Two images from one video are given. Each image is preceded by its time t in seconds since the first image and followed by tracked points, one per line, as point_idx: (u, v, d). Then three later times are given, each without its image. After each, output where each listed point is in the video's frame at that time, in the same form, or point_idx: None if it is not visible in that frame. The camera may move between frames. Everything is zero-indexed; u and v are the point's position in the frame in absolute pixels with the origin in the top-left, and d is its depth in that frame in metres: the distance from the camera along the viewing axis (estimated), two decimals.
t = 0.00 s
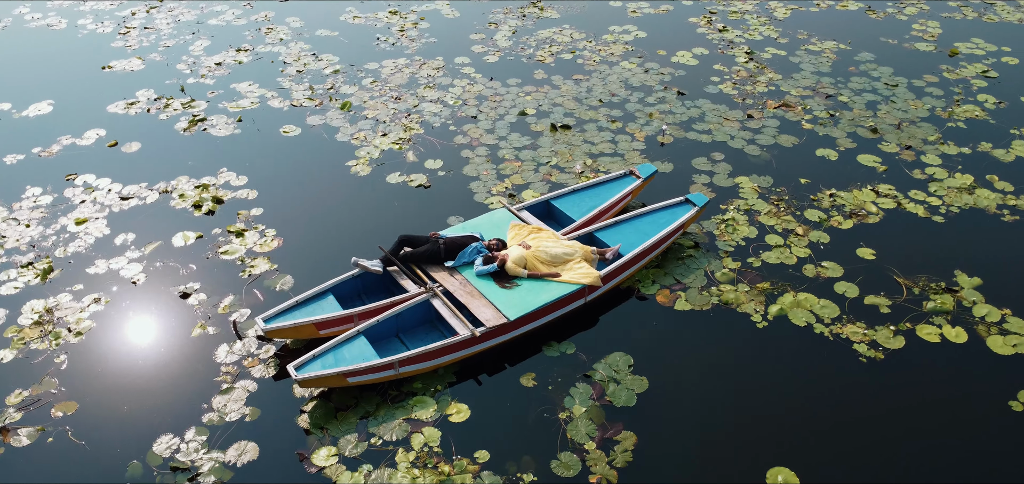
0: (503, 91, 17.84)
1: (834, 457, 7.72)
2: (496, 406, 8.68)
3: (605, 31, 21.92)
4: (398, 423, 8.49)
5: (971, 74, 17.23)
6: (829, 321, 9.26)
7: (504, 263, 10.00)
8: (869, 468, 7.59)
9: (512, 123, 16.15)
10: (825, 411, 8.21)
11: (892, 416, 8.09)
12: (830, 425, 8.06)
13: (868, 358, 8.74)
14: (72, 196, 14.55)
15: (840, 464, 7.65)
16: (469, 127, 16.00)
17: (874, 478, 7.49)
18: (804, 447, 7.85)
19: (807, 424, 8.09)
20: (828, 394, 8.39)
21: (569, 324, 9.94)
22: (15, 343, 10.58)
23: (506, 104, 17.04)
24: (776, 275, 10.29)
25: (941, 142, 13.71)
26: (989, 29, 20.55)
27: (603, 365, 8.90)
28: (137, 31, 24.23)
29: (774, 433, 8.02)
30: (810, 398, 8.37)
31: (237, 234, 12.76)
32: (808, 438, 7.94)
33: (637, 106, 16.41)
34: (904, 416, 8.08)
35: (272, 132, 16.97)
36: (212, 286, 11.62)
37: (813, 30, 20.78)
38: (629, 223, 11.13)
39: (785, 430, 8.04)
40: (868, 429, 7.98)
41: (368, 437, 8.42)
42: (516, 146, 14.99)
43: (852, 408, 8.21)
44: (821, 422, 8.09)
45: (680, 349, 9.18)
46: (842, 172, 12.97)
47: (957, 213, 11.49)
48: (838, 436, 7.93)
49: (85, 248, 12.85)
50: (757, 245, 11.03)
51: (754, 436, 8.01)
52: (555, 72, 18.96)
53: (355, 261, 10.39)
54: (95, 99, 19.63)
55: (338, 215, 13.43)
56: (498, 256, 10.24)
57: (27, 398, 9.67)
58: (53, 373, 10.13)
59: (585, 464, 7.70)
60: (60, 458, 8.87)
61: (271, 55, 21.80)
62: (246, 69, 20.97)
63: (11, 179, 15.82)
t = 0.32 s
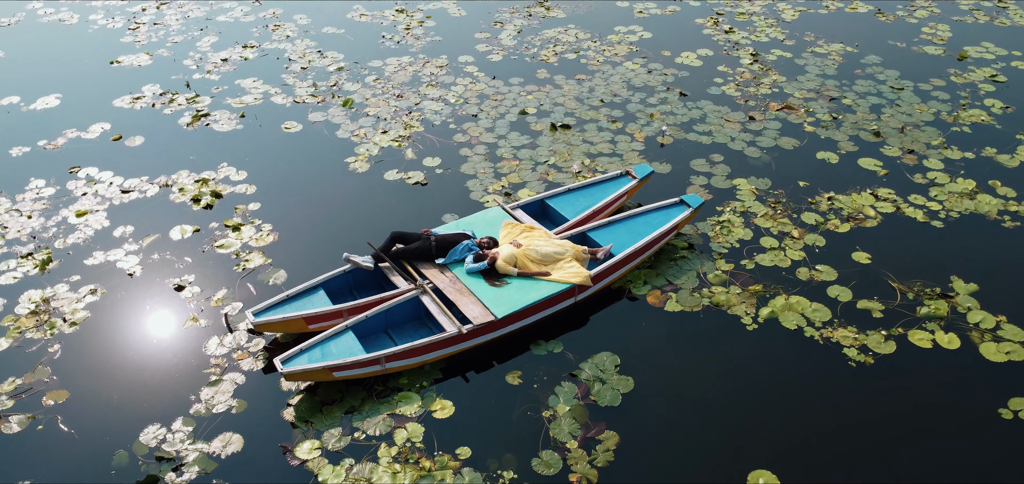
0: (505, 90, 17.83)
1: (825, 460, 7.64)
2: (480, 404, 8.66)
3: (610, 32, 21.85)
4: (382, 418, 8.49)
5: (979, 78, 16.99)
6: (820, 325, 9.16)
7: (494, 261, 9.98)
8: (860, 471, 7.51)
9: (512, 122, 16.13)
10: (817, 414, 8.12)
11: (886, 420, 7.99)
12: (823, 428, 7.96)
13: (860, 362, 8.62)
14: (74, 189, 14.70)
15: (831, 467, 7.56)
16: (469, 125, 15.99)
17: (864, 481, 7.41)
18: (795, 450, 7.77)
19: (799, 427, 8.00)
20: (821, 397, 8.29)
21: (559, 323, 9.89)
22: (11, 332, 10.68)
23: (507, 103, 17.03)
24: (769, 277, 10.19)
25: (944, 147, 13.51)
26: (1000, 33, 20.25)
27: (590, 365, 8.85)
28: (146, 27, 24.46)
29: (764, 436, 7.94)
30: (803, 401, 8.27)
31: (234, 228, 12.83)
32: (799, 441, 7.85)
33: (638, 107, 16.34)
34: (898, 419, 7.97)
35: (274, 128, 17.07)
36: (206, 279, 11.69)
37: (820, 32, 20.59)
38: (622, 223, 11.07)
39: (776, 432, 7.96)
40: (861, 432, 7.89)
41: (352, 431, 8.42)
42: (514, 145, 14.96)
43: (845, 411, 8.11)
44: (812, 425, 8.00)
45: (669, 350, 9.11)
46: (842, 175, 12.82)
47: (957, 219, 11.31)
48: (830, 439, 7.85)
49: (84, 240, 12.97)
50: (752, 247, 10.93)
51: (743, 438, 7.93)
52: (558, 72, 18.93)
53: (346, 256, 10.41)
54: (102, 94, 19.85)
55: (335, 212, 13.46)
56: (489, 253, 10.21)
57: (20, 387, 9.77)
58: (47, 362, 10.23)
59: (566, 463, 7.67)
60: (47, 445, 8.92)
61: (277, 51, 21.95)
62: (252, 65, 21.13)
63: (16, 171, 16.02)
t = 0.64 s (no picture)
0: (504, 88, 17.84)
1: (801, 463, 7.55)
2: (462, 400, 8.64)
3: (614, 32, 21.79)
4: (364, 411, 8.49)
5: (985, 82, 16.73)
6: (808, 327, 9.06)
7: (481, 258, 9.96)
8: (841, 474, 7.43)
9: (511, 121, 16.12)
10: (802, 418, 8.02)
11: (870, 424, 7.89)
12: (806, 432, 7.86)
13: (847, 366, 8.52)
14: (75, 181, 14.84)
15: (811, 470, 7.48)
16: (467, 123, 15.99)
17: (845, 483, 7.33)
18: (777, 453, 7.68)
19: (782, 430, 7.91)
20: (806, 401, 8.20)
21: (545, 321, 9.85)
22: (4, 320, 10.75)
23: (507, 102, 17.04)
24: (758, 279, 10.09)
25: (944, 151, 13.28)
26: (1009, 37, 19.95)
27: (573, 363, 8.82)
28: (154, 22, 24.66)
29: (746, 438, 7.86)
30: (787, 404, 8.19)
31: (228, 222, 12.88)
32: (782, 444, 7.77)
33: (638, 107, 16.27)
34: (883, 424, 7.87)
35: (274, 123, 17.16)
36: (198, 272, 11.73)
37: (825, 34, 20.39)
38: (613, 223, 11.01)
39: (758, 435, 7.88)
40: (845, 436, 7.79)
41: (333, 424, 8.43)
42: (511, 143, 14.92)
43: (829, 415, 8.02)
44: (795, 428, 7.91)
45: (654, 350, 9.05)
46: (839, 178, 12.66)
47: (954, 223, 11.12)
48: (812, 442, 7.76)
49: (81, 231, 13.06)
50: (743, 249, 10.84)
51: (724, 439, 7.87)
52: (559, 71, 18.89)
53: (336, 251, 10.43)
54: (107, 88, 20.05)
55: (329, 207, 13.49)
56: (477, 250, 10.18)
57: (11, 374, 9.82)
58: (38, 350, 10.26)
59: (543, 460, 7.64)
60: (32, 432, 8.91)
61: (282, 48, 22.08)
62: (256, 61, 21.28)
63: (19, 162, 16.21)
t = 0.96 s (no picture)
0: (505, 87, 17.87)
1: (782, 465, 7.49)
2: (446, 396, 8.62)
3: (618, 32, 21.74)
4: (347, 405, 8.48)
5: (991, 86, 16.48)
6: (796, 330, 8.97)
7: (470, 256, 9.96)
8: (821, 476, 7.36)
9: (509, 119, 16.14)
10: (787, 422, 7.93)
11: (854, 427, 7.80)
12: (790, 435, 7.78)
13: (834, 369, 8.42)
14: (76, 174, 14.95)
15: (791, 472, 7.42)
16: (465, 122, 16.05)
17: None
18: (759, 455, 7.62)
19: (765, 433, 7.84)
20: (793, 405, 8.10)
21: (533, 320, 9.83)
22: None
23: (506, 101, 17.08)
24: (749, 281, 10.01)
25: (945, 155, 13.06)
26: (1019, 41, 19.64)
27: (557, 362, 8.79)
28: (162, 18, 24.86)
29: (729, 440, 7.79)
30: (772, 407, 8.12)
31: (224, 216, 12.94)
32: (766, 447, 7.69)
33: (637, 107, 16.21)
34: (868, 428, 7.78)
35: (274, 119, 17.26)
36: (192, 265, 11.77)
37: (830, 36, 20.19)
38: (605, 222, 10.96)
39: (741, 437, 7.81)
40: (829, 441, 7.69)
41: (316, 417, 8.42)
42: (508, 142, 14.92)
43: (814, 419, 7.93)
44: (777, 429, 7.85)
45: (641, 351, 8.99)
46: (836, 181, 12.52)
47: (951, 228, 10.93)
48: (795, 445, 7.68)
49: (80, 223, 13.13)
50: (736, 250, 10.76)
51: (706, 439, 7.83)
52: (560, 71, 18.88)
53: (326, 247, 10.45)
54: (113, 83, 20.24)
55: (325, 203, 13.53)
56: (466, 248, 10.18)
57: (3, 361, 9.78)
58: (31, 338, 10.27)
59: (522, 458, 7.62)
60: (20, 419, 8.86)
61: (286, 45, 22.21)
62: (260, 58, 21.41)
63: (23, 155, 16.37)
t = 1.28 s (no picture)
0: (510, 86, 17.92)
1: (761, 466, 7.43)
2: (430, 389, 8.63)
3: (627, 32, 21.65)
4: (332, 396, 8.53)
5: (1005, 92, 16.13)
6: (786, 334, 8.86)
7: (461, 251, 9.96)
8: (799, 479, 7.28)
9: (512, 118, 16.16)
10: (775, 429, 7.80)
11: (837, 430, 7.71)
12: (778, 443, 7.65)
13: (825, 375, 8.29)
14: (84, 163, 15.19)
15: (770, 473, 7.36)
16: (468, 119, 16.13)
17: None
18: (745, 462, 7.50)
19: (753, 439, 7.72)
20: (781, 412, 7.97)
21: (522, 317, 9.81)
22: (2, 294, 10.97)
23: (511, 100, 17.12)
24: (741, 283, 9.91)
25: (952, 161, 12.76)
26: None
27: (543, 359, 8.78)
28: (178, 13, 25.18)
29: (715, 446, 7.67)
30: (760, 413, 8.00)
31: (224, 207, 13.07)
32: (752, 454, 7.56)
33: (641, 108, 16.12)
34: (852, 432, 7.68)
35: (281, 113, 17.43)
36: (190, 255, 11.90)
37: (843, 40, 19.88)
38: (599, 222, 10.91)
39: (728, 443, 7.69)
40: (815, 448, 7.56)
41: (300, 407, 8.47)
42: (510, 140, 14.93)
43: (803, 427, 7.79)
44: (759, 431, 7.79)
45: (630, 353, 8.91)
46: (838, 185, 12.31)
47: (952, 235, 10.70)
48: (776, 447, 7.61)
49: (85, 212, 13.32)
50: (731, 252, 10.64)
51: (686, 437, 7.78)
52: (567, 71, 18.85)
53: (320, 239, 10.52)
54: (127, 75, 20.55)
55: (325, 197, 13.62)
56: (458, 244, 10.19)
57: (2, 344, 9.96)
58: (30, 323, 10.44)
59: (501, 453, 7.62)
60: (14, 400, 8.99)
61: (298, 40, 22.40)
62: (272, 53, 21.62)
63: (34, 144, 16.67)
